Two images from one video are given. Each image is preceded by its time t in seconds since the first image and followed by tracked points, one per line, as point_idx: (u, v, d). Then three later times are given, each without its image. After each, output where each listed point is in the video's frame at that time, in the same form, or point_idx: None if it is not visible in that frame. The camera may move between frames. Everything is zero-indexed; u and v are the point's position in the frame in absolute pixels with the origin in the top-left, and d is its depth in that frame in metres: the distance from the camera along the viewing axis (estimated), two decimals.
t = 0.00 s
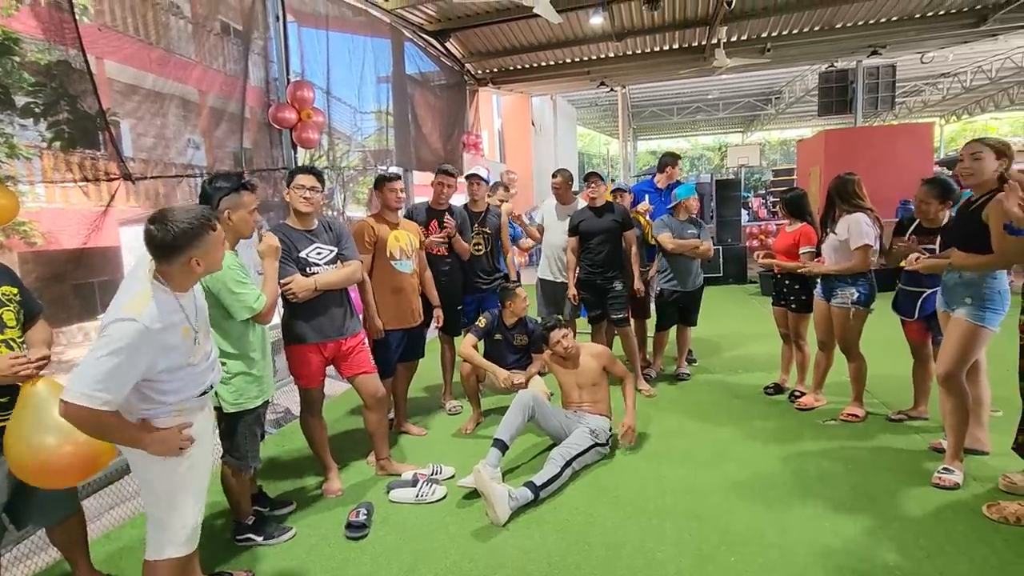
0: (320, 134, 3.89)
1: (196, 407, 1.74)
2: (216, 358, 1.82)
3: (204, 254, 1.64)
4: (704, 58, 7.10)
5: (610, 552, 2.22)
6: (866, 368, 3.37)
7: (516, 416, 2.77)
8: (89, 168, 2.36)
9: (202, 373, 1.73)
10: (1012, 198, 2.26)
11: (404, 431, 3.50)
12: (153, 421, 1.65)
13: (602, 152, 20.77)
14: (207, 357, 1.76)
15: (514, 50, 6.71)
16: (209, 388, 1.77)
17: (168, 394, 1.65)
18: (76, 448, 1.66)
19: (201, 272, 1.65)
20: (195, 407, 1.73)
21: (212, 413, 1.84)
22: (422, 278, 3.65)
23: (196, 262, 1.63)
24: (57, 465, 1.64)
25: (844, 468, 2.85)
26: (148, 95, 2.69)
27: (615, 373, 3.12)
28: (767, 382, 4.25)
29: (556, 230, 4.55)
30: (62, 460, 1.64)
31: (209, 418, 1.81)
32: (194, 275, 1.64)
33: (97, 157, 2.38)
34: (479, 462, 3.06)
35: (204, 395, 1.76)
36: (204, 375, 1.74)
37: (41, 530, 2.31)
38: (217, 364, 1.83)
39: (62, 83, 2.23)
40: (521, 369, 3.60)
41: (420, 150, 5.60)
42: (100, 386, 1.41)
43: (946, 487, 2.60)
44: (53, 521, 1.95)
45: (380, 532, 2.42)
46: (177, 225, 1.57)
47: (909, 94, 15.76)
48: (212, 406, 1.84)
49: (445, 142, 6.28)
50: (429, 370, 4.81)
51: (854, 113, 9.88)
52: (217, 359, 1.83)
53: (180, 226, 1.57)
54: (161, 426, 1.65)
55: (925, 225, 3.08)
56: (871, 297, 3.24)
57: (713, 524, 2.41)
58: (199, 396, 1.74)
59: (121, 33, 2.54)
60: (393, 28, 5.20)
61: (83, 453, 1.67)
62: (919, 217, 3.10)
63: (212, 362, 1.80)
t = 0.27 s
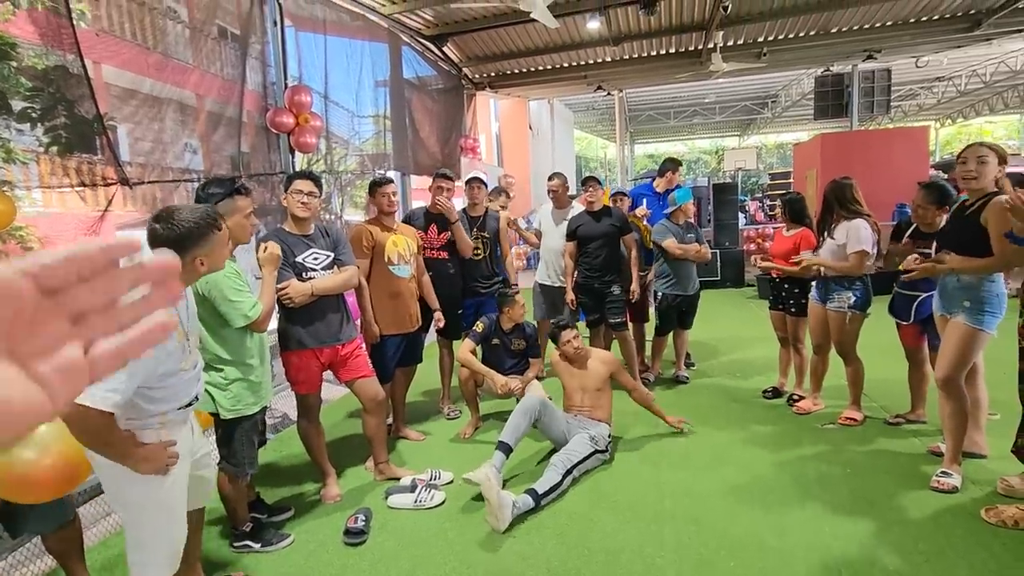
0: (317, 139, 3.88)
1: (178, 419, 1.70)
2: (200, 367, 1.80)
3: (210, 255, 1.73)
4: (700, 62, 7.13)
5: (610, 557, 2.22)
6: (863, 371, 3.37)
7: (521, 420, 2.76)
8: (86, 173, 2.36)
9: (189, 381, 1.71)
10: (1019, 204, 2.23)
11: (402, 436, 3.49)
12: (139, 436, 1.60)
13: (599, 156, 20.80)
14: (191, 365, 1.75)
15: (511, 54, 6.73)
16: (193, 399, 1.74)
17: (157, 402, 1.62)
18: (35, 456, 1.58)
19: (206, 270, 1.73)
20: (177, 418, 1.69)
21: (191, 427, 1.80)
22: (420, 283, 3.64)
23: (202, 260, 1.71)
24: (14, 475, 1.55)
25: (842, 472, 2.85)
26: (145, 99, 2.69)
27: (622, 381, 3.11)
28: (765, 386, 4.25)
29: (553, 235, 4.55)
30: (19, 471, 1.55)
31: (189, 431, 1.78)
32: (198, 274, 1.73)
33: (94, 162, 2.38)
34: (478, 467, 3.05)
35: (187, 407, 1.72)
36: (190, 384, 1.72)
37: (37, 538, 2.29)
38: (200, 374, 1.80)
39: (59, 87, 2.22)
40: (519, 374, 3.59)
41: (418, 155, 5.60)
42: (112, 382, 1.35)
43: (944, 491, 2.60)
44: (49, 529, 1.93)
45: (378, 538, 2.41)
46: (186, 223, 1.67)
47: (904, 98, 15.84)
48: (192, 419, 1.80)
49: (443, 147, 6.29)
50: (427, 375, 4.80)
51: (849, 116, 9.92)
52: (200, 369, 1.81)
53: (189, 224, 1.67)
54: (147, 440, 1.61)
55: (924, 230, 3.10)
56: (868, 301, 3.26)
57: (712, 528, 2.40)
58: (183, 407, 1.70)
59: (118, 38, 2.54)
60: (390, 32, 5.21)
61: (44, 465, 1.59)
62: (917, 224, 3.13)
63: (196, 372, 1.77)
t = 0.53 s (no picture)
0: (316, 141, 3.88)
1: (187, 418, 1.73)
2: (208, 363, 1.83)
3: (190, 230, 1.68)
4: (698, 65, 7.14)
5: (610, 560, 2.21)
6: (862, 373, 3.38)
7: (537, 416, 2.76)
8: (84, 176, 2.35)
9: (197, 375, 1.75)
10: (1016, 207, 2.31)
11: (401, 440, 3.48)
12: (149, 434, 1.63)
13: (597, 159, 20.83)
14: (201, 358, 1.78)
15: (509, 57, 6.74)
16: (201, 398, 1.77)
17: (166, 394, 1.65)
18: (34, 457, 1.60)
19: (190, 249, 1.70)
20: (186, 418, 1.72)
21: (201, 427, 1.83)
22: (420, 286, 3.63)
23: (182, 237, 1.67)
24: (14, 476, 1.58)
25: (841, 474, 2.85)
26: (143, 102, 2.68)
27: (635, 387, 3.12)
28: (764, 388, 4.25)
29: (551, 238, 4.54)
30: (17, 472, 1.57)
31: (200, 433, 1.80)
32: (183, 251, 1.68)
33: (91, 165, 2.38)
34: (477, 471, 3.04)
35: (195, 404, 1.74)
36: (199, 379, 1.76)
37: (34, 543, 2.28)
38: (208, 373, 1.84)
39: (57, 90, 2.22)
40: (517, 377, 3.59)
41: (416, 157, 5.60)
42: (124, 356, 1.44)
43: (944, 493, 2.60)
44: (46, 535, 1.92)
45: (377, 542, 2.40)
46: (162, 201, 1.62)
47: (901, 101, 15.90)
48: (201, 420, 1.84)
49: (441, 149, 6.29)
50: (426, 378, 4.79)
51: (847, 119, 9.94)
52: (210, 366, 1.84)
53: (163, 202, 1.63)
54: (156, 438, 1.64)
55: (921, 232, 3.09)
56: (867, 302, 3.26)
57: (712, 531, 2.40)
58: (190, 406, 1.72)
59: (117, 41, 2.54)
60: (388, 35, 5.22)
61: (41, 466, 1.59)
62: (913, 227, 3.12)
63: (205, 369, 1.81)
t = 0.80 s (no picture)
0: (315, 144, 3.87)
1: (193, 416, 1.77)
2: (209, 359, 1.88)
3: (179, 227, 1.70)
4: (696, 67, 7.15)
5: (610, 563, 2.21)
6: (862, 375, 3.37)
7: (557, 406, 2.85)
8: (82, 178, 2.32)
9: (199, 368, 1.80)
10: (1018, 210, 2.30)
11: (400, 442, 3.47)
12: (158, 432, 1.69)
13: (596, 161, 20.85)
14: (201, 352, 1.83)
15: (508, 59, 6.74)
16: (206, 394, 1.81)
17: (171, 389, 1.70)
18: (51, 452, 1.59)
19: (183, 246, 1.72)
20: (193, 416, 1.77)
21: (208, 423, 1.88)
22: (420, 287, 3.62)
23: (174, 234, 1.70)
24: (32, 473, 1.58)
25: (841, 476, 2.84)
26: (142, 105, 2.68)
27: (644, 388, 3.12)
28: (763, 389, 4.25)
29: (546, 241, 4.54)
30: (36, 466, 1.58)
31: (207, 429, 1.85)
32: (173, 249, 1.71)
33: (89, 167, 2.35)
34: (476, 473, 3.04)
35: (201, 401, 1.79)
36: (201, 372, 1.81)
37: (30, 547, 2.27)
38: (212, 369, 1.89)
39: (55, 92, 2.21)
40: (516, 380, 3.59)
41: (415, 159, 5.59)
42: (131, 348, 1.52)
43: (944, 494, 2.60)
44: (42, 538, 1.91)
45: (376, 545, 2.40)
46: (156, 199, 1.67)
47: (899, 102, 15.93)
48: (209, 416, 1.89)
49: (440, 151, 6.29)
50: (425, 380, 4.79)
51: (845, 121, 9.95)
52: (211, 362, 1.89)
53: (157, 200, 1.67)
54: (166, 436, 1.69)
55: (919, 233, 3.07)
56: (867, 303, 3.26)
57: (712, 533, 2.39)
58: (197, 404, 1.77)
59: (115, 43, 2.53)
60: (387, 37, 5.22)
61: (58, 461, 1.59)
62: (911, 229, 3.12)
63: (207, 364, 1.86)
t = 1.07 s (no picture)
0: (314, 145, 3.86)
1: (191, 416, 1.77)
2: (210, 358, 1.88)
3: (177, 224, 1.72)
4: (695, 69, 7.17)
5: (610, 565, 2.20)
6: (861, 376, 3.37)
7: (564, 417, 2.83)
8: (81, 178, 2.32)
9: (199, 368, 1.80)
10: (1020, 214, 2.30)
11: (399, 443, 3.46)
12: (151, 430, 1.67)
13: (595, 162, 20.85)
14: (201, 351, 1.83)
15: (508, 61, 6.75)
16: (204, 394, 1.80)
17: (166, 385, 1.70)
18: (60, 442, 1.68)
19: (179, 244, 1.74)
20: (190, 416, 1.76)
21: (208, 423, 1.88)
22: (420, 288, 3.61)
23: (171, 231, 1.72)
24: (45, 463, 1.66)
25: (840, 477, 2.84)
26: (141, 105, 2.68)
27: (650, 392, 3.12)
28: (763, 391, 4.24)
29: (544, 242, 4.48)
30: (47, 456, 1.66)
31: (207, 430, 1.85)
32: (170, 246, 1.73)
33: (89, 167, 2.35)
34: (476, 475, 3.03)
35: (198, 401, 1.78)
36: (201, 372, 1.81)
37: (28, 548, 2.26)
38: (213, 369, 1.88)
39: (54, 93, 2.21)
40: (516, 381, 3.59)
41: (414, 160, 5.59)
42: (120, 341, 1.52)
43: (944, 496, 2.59)
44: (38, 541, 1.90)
45: (376, 547, 2.39)
46: (155, 197, 1.69)
47: (898, 105, 15.95)
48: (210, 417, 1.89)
49: (439, 152, 6.29)
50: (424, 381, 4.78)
51: (843, 123, 9.97)
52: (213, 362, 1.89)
53: (157, 198, 1.69)
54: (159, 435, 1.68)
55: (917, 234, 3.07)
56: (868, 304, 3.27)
57: (712, 535, 2.38)
58: (192, 403, 1.76)
59: (114, 44, 2.53)
60: (387, 39, 5.22)
61: (68, 450, 1.67)
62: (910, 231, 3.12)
63: (209, 364, 1.86)
